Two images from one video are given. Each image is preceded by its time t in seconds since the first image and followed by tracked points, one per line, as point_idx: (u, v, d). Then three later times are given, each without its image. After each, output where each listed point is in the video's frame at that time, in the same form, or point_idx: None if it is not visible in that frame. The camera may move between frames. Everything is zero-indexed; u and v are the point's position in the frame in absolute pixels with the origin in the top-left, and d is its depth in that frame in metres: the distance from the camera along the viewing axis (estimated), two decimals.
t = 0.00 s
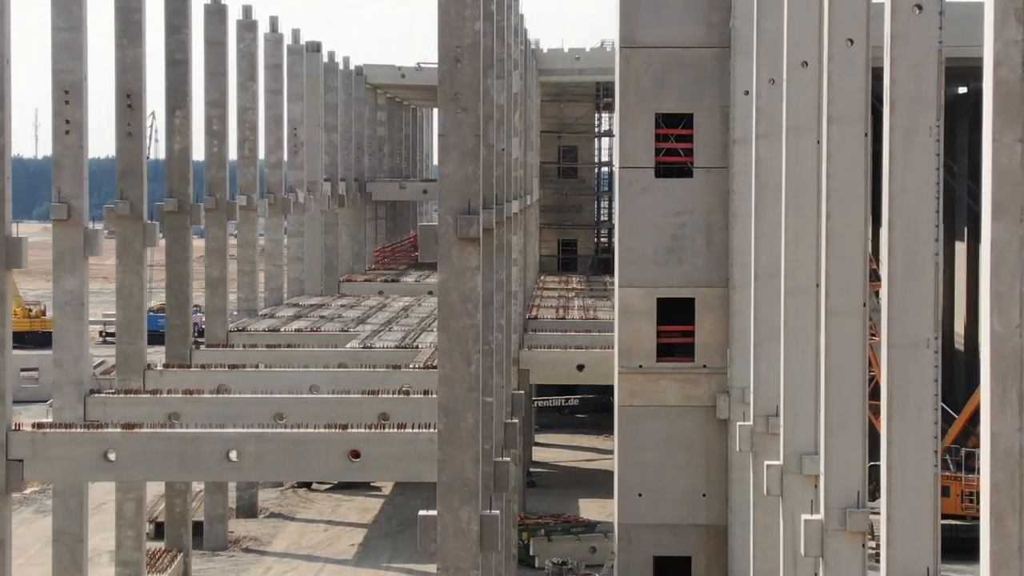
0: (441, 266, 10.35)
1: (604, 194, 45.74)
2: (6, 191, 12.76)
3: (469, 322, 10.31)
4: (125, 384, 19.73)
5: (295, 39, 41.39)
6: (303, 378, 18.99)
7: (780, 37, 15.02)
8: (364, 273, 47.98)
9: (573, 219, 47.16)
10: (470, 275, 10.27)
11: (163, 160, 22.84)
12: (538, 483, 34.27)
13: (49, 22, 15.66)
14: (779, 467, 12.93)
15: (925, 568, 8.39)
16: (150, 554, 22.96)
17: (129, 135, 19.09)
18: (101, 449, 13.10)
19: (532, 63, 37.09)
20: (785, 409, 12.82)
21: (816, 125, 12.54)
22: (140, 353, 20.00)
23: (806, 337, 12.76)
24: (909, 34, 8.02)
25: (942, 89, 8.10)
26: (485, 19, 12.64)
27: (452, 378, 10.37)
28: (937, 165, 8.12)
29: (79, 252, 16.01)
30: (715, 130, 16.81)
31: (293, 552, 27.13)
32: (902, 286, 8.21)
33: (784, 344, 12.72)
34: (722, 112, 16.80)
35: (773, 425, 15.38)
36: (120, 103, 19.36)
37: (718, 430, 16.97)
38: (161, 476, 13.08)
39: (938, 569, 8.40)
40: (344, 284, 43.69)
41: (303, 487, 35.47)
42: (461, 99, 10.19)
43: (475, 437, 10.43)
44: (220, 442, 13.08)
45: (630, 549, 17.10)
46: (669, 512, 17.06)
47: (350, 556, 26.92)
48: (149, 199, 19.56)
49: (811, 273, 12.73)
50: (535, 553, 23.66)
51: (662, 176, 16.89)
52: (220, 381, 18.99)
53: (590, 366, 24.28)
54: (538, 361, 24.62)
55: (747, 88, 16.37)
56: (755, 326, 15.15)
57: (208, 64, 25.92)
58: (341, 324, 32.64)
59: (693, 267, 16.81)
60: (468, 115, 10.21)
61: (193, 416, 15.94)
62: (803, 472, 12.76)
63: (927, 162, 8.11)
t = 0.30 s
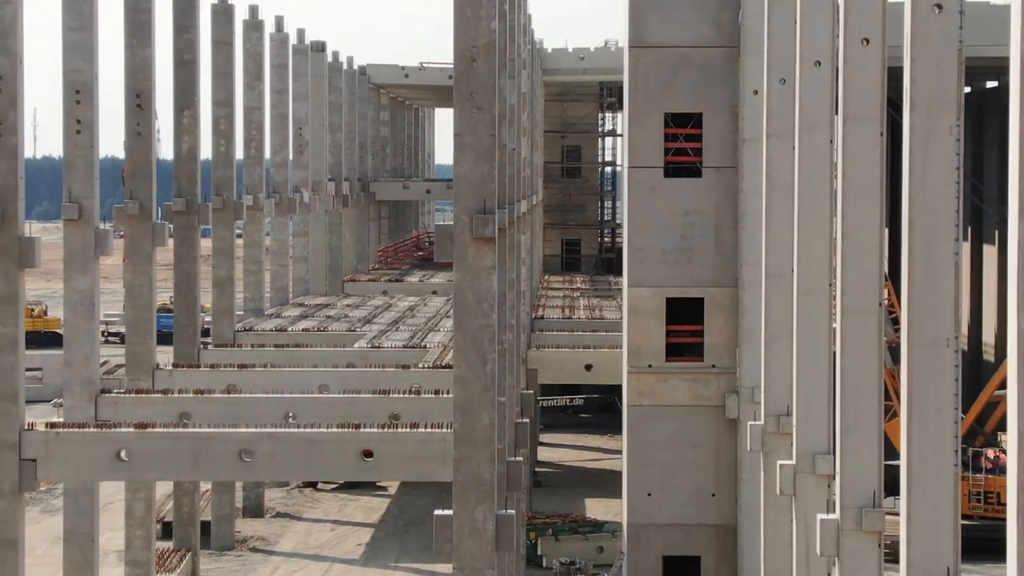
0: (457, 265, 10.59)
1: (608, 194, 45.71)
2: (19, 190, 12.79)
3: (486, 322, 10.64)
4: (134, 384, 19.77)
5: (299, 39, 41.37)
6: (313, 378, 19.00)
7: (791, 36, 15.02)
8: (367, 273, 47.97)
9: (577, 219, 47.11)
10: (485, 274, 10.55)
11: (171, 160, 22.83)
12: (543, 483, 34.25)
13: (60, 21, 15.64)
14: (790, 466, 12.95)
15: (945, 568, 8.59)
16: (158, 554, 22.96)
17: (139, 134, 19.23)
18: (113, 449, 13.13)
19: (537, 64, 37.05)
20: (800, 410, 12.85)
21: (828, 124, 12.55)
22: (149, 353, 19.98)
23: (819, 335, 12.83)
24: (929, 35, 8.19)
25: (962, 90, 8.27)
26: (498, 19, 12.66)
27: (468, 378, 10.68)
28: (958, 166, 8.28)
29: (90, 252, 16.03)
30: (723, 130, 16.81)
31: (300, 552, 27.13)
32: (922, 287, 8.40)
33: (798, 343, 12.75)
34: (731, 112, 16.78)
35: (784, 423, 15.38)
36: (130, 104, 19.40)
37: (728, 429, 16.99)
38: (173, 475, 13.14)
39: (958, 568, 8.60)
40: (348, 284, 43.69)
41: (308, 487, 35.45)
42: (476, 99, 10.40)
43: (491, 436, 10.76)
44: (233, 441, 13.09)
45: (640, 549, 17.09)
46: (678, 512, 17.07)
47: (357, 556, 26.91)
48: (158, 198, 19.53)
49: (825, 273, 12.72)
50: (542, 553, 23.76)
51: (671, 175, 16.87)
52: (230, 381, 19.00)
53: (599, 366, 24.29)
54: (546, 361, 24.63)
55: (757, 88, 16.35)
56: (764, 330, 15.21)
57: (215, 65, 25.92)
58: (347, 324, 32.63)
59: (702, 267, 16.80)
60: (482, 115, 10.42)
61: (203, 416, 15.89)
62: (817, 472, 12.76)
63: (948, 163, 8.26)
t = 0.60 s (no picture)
0: (472, 265, 10.69)
1: (612, 194, 45.69)
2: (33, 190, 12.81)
3: (501, 322, 10.69)
4: (144, 385, 19.78)
5: (305, 39, 41.36)
6: (322, 378, 19.05)
7: (801, 35, 15.05)
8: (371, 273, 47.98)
9: (581, 219, 47.08)
10: (500, 274, 10.68)
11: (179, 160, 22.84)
12: (549, 483, 34.23)
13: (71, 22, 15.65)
14: (803, 466, 12.95)
15: (966, 567, 8.75)
16: (166, 554, 22.94)
17: (148, 134, 19.15)
18: (126, 449, 13.22)
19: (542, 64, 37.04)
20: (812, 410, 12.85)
21: (842, 125, 12.55)
22: (158, 352, 19.98)
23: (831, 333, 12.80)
24: (950, 33, 8.42)
25: (983, 90, 8.47)
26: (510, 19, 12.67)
27: (483, 378, 10.83)
28: (978, 165, 8.49)
29: (101, 252, 16.07)
30: (733, 129, 16.77)
31: (308, 552, 27.09)
32: (942, 287, 8.60)
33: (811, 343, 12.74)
34: (741, 111, 16.74)
35: (795, 424, 15.36)
36: (139, 104, 19.37)
37: (737, 429, 16.98)
38: (187, 475, 13.13)
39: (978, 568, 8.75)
40: (352, 285, 43.66)
41: (314, 487, 35.43)
42: (493, 98, 10.49)
43: (506, 436, 10.93)
44: (247, 441, 13.11)
45: (650, 548, 17.08)
46: (688, 511, 17.05)
47: (364, 556, 26.90)
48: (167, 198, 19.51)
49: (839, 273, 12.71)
50: (550, 552, 23.61)
51: (681, 175, 16.84)
52: (240, 381, 19.08)
53: (607, 366, 24.32)
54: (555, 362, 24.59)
55: (766, 88, 16.38)
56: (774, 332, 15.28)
57: (223, 65, 25.90)
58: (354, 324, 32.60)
59: (711, 268, 16.77)
60: (499, 114, 10.52)
61: (214, 416, 15.96)
62: (829, 471, 12.79)
63: (969, 161, 8.48)
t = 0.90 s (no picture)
0: (487, 264, 11.24)
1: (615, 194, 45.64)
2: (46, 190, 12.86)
3: (516, 321, 11.30)
4: (153, 384, 19.81)
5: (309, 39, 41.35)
6: (330, 379, 19.07)
7: (811, 36, 15.04)
8: (374, 273, 47.94)
9: (584, 219, 47.02)
10: (514, 273, 11.21)
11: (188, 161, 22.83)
12: (553, 483, 34.21)
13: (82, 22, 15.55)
14: (816, 466, 12.94)
15: (986, 567, 9.29)
16: (174, 554, 22.93)
17: (157, 134, 19.13)
18: (139, 449, 13.18)
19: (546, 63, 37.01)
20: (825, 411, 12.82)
21: (856, 124, 12.51)
22: (167, 353, 19.97)
23: (844, 332, 12.80)
24: (970, 34, 8.87)
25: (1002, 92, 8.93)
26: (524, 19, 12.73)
27: (500, 378, 11.44)
28: (997, 166, 8.94)
29: (111, 251, 15.86)
30: (742, 130, 16.72)
31: (315, 552, 27.10)
32: (961, 285, 9.05)
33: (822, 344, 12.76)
34: (750, 111, 16.68)
35: (805, 424, 15.33)
36: (148, 104, 19.36)
37: (746, 429, 16.98)
38: (199, 475, 13.11)
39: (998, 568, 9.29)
40: (356, 285, 43.66)
41: (319, 487, 35.42)
42: (507, 97, 11.00)
43: (520, 437, 11.56)
44: (259, 440, 13.07)
45: (659, 548, 17.09)
46: (697, 511, 17.05)
47: (372, 556, 26.88)
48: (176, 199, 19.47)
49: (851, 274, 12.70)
50: (557, 552, 23.61)
51: (689, 175, 16.78)
52: (249, 380, 19.16)
53: (616, 366, 24.43)
54: (564, 361, 24.59)
55: (775, 87, 16.33)
56: (786, 329, 15.33)
57: (230, 65, 25.88)
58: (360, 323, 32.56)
59: (720, 267, 16.73)
60: (513, 115, 11.03)
61: (224, 416, 16.07)
62: (842, 471, 12.79)
63: (987, 161, 8.93)
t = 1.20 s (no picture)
0: (505, 263, 11.89)
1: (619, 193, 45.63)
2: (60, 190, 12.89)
3: (532, 321, 11.92)
4: (162, 383, 19.83)
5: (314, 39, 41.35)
6: (340, 379, 19.12)
7: (821, 35, 15.04)
8: (377, 273, 47.92)
9: (588, 219, 46.99)
10: (530, 272, 11.88)
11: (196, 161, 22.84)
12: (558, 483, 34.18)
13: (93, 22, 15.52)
14: (828, 465, 12.91)
15: (1005, 567, 9.46)
16: (182, 554, 22.92)
17: (167, 134, 19.10)
18: (152, 449, 13.27)
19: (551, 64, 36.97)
20: (837, 410, 12.80)
21: (870, 124, 12.57)
22: (176, 352, 19.94)
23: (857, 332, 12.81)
24: (992, 34, 9.12)
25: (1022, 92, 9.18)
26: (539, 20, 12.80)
27: (516, 378, 12.04)
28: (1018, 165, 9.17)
29: (122, 251, 15.88)
30: (751, 130, 16.69)
31: (322, 553, 27.08)
32: (982, 285, 9.28)
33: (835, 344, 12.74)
34: (758, 111, 16.65)
35: (815, 424, 15.33)
36: (158, 104, 19.34)
37: (755, 429, 16.93)
38: (211, 475, 13.19)
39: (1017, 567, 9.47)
40: (360, 285, 43.63)
41: (325, 486, 35.43)
42: (523, 98, 11.69)
43: (536, 436, 12.14)
44: (272, 440, 13.11)
45: (668, 547, 17.04)
46: (706, 511, 17.01)
47: (379, 556, 26.87)
48: (185, 197, 19.46)
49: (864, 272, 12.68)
50: (564, 552, 23.61)
51: (698, 175, 16.78)
52: (259, 380, 19.27)
53: (624, 366, 24.43)
54: (571, 362, 24.55)
55: (784, 87, 16.31)
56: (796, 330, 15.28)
57: (237, 65, 25.86)
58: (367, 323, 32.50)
59: (729, 266, 16.71)
60: (528, 115, 11.73)
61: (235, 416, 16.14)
62: (855, 471, 12.76)
63: (1007, 160, 9.17)
